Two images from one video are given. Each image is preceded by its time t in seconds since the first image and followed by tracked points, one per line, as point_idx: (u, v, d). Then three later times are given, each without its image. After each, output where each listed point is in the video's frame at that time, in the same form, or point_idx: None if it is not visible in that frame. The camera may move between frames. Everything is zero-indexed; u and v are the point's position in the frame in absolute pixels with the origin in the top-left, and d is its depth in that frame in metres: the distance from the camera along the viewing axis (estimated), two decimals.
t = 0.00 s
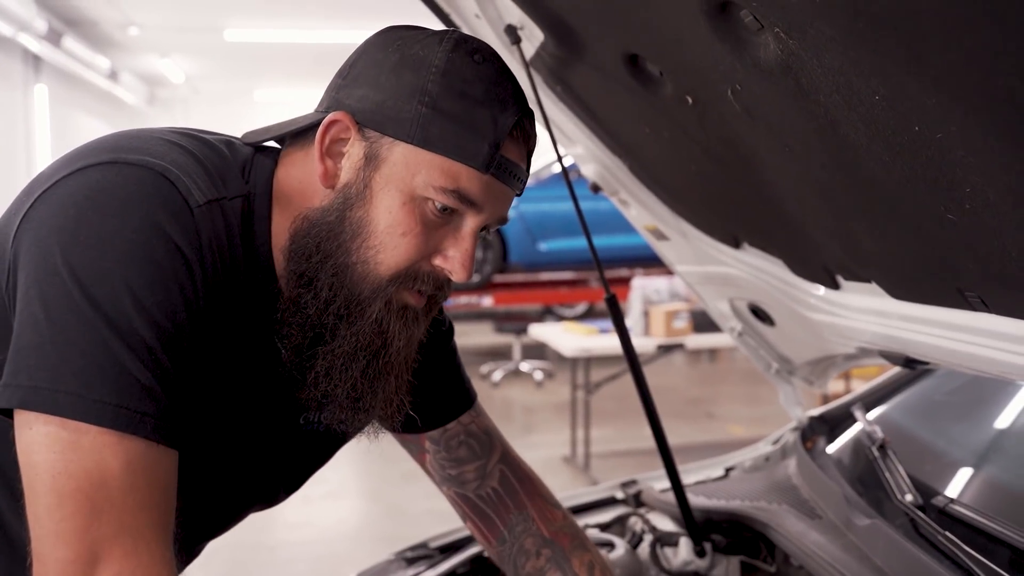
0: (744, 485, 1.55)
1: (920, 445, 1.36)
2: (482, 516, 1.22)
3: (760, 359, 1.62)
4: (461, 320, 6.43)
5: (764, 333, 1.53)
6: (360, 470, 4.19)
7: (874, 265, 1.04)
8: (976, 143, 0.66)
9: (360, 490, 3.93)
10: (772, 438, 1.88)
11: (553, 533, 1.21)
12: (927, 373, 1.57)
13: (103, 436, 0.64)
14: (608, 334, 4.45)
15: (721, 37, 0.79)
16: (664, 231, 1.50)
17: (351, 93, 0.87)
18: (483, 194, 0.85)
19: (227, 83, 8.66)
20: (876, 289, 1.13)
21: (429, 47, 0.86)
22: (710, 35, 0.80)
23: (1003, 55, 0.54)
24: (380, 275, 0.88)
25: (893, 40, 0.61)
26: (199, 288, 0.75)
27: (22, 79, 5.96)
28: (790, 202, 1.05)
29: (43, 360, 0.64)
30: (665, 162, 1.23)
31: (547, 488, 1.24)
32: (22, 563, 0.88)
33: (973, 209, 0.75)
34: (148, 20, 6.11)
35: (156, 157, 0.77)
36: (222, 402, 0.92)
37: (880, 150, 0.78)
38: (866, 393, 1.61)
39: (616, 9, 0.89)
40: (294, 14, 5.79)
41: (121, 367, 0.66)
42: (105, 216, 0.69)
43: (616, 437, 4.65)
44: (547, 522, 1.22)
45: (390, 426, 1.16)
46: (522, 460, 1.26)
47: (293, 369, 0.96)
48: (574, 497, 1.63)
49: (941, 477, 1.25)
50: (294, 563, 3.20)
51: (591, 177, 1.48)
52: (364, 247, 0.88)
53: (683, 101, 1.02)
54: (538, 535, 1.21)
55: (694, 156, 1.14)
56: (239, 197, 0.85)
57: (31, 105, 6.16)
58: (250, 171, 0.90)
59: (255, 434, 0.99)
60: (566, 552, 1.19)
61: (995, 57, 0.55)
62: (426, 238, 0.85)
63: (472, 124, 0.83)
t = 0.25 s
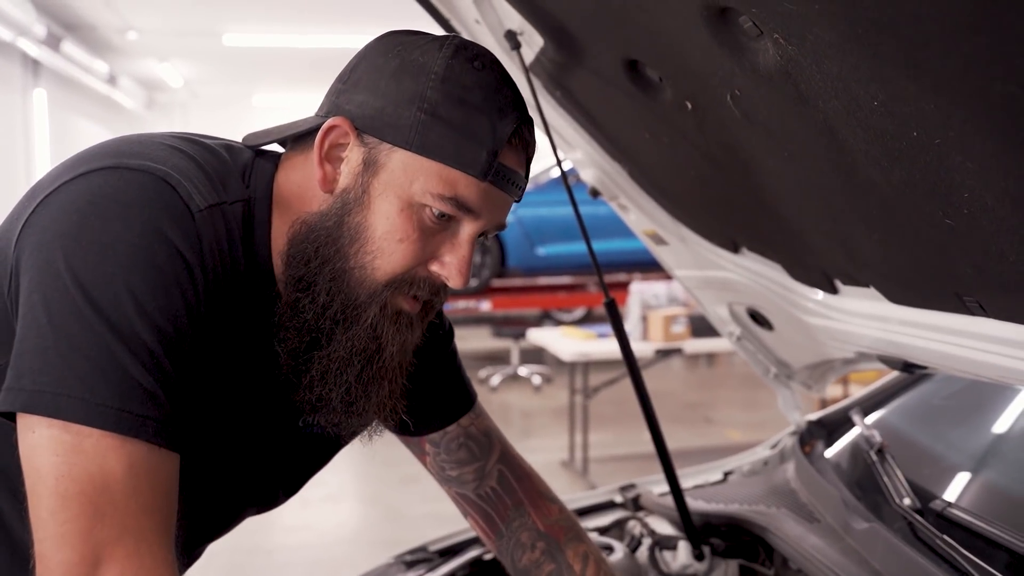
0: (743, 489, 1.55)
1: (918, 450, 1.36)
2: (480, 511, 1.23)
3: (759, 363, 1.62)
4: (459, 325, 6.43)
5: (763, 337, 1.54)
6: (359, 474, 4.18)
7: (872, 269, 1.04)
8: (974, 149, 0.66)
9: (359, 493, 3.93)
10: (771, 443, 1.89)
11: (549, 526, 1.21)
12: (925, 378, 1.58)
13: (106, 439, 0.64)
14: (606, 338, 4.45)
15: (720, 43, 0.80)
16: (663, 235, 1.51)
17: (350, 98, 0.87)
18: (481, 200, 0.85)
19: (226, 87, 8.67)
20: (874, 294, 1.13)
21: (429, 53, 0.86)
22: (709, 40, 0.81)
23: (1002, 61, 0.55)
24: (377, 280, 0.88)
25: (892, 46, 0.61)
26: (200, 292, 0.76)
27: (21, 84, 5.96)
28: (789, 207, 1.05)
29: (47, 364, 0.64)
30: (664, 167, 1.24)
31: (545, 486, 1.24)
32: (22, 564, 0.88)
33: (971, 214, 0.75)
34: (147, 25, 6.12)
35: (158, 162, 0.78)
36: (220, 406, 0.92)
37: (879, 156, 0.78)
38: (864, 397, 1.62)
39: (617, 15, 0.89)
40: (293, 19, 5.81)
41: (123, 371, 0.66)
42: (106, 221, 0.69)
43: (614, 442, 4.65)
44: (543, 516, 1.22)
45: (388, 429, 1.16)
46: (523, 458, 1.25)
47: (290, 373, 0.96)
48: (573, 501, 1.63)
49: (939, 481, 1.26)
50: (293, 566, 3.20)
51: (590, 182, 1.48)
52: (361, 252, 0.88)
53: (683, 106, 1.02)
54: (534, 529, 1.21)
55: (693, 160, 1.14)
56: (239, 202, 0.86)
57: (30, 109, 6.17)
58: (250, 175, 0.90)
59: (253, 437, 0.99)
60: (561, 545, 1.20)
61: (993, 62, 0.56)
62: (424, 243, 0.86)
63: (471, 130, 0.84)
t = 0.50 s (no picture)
0: (746, 489, 1.55)
1: (921, 449, 1.37)
2: (488, 516, 1.24)
3: (761, 363, 1.63)
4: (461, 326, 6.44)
5: (765, 337, 1.54)
6: (361, 475, 4.19)
7: (875, 269, 1.05)
8: (975, 148, 0.67)
9: (361, 494, 3.94)
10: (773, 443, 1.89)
11: (558, 532, 1.22)
12: (927, 377, 1.58)
13: (117, 438, 0.65)
14: (608, 339, 4.45)
15: (723, 44, 0.81)
16: (665, 236, 1.51)
17: (360, 104, 0.88)
18: (491, 207, 0.86)
19: (227, 89, 8.69)
20: (877, 293, 1.13)
21: (439, 61, 0.87)
22: (712, 41, 0.82)
23: (1003, 60, 0.55)
24: (389, 286, 0.90)
25: (894, 47, 0.62)
26: (209, 294, 0.76)
27: (23, 86, 5.98)
28: (791, 207, 1.06)
29: (59, 363, 0.65)
30: (667, 167, 1.24)
31: (551, 488, 1.25)
32: (32, 562, 0.89)
33: (972, 213, 0.76)
34: (149, 27, 6.14)
35: (167, 165, 0.79)
36: (236, 407, 0.94)
37: (881, 156, 0.79)
38: (866, 396, 1.62)
39: (620, 17, 0.90)
40: (294, 21, 5.82)
41: (133, 370, 0.67)
42: (117, 223, 0.70)
43: (616, 442, 4.66)
44: (552, 521, 1.23)
45: (394, 430, 1.17)
46: (528, 460, 1.26)
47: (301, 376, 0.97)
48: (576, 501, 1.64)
49: (941, 480, 1.26)
50: (296, 567, 3.21)
51: (592, 183, 1.49)
52: (374, 259, 0.89)
53: (685, 107, 1.03)
54: (543, 534, 1.22)
55: (695, 161, 1.15)
56: (248, 204, 0.86)
57: (32, 112, 6.19)
58: (257, 178, 0.90)
59: (263, 438, 1.00)
60: (571, 550, 1.20)
61: (994, 61, 0.56)
62: (436, 250, 0.87)
63: (482, 140, 0.84)
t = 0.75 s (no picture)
0: (749, 487, 1.56)
1: (923, 448, 1.37)
2: (495, 511, 1.24)
3: (763, 362, 1.63)
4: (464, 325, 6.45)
5: (767, 335, 1.55)
6: (364, 475, 4.20)
7: (877, 268, 1.05)
8: (976, 148, 0.67)
9: (364, 494, 3.94)
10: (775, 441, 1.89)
11: (564, 525, 1.22)
12: (929, 376, 1.58)
13: (125, 437, 0.66)
14: (611, 338, 4.46)
15: (725, 43, 0.81)
16: (668, 235, 1.52)
17: (368, 106, 0.88)
18: (497, 210, 0.87)
19: (229, 90, 8.70)
20: (879, 292, 1.14)
21: (447, 64, 0.87)
22: (715, 41, 0.82)
23: (1004, 58, 0.56)
24: (396, 288, 0.90)
25: (895, 45, 0.62)
26: (216, 293, 0.77)
27: (26, 87, 5.99)
28: (794, 207, 1.06)
29: (67, 362, 0.66)
30: (669, 166, 1.25)
31: (557, 484, 1.25)
32: (39, 559, 0.89)
33: (974, 211, 0.76)
34: (151, 28, 6.16)
35: (174, 165, 0.79)
36: (243, 407, 0.95)
37: (882, 154, 0.79)
38: (868, 395, 1.62)
39: (623, 17, 0.90)
40: (295, 21, 5.83)
41: (140, 370, 0.67)
42: (125, 223, 0.71)
43: (618, 442, 4.66)
44: (557, 514, 1.23)
45: (399, 430, 1.17)
46: (534, 457, 1.26)
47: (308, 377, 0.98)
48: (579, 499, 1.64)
49: (944, 478, 1.26)
50: (299, 567, 3.21)
51: (596, 182, 1.50)
52: (380, 261, 0.89)
53: (688, 106, 1.03)
54: (548, 527, 1.22)
55: (698, 161, 1.15)
56: (254, 204, 0.87)
57: (34, 113, 6.20)
58: (264, 179, 0.91)
59: (269, 437, 1.01)
60: (576, 542, 1.20)
61: (995, 59, 0.56)
62: (442, 253, 0.87)
63: (489, 143, 0.85)
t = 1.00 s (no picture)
0: (750, 488, 1.56)
1: (924, 448, 1.37)
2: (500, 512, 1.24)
3: (764, 363, 1.63)
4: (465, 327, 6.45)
5: (768, 336, 1.55)
6: (366, 476, 4.20)
7: (878, 269, 1.05)
8: (976, 149, 0.68)
9: (365, 495, 3.94)
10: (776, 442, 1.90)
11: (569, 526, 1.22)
12: (930, 376, 1.59)
13: (131, 437, 0.66)
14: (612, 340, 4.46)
15: (726, 45, 0.81)
16: (669, 236, 1.52)
17: (372, 108, 0.88)
18: (501, 213, 0.87)
19: (230, 91, 8.71)
20: (879, 292, 1.14)
21: (452, 67, 0.88)
22: (716, 43, 0.82)
23: (1005, 61, 0.56)
24: (399, 289, 0.91)
25: (895, 48, 0.63)
26: (222, 294, 0.77)
27: (27, 89, 6.00)
28: (795, 208, 1.06)
29: (74, 362, 0.66)
30: (671, 168, 1.25)
31: (559, 482, 1.26)
32: (45, 558, 0.90)
33: (975, 212, 0.76)
34: (152, 29, 6.16)
35: (181, 166, 0.80)
36: (247, 408, 0.95)
37: (883, 156, 0.80)
38: (868, 395, 1.63)
39: (624, 19, 0.91)
40: (296, 23, 5.83)
41: (148, 370, 0.68)
42: (131, 224, 0.71)
43: (619, 443, 4.66)
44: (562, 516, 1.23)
45: (403, 430, 1.18)
46: (536, 456, 1.26)
47: (312, 377, 0.98)
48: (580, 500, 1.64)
49: (944, 479, 1.27)
50: (298, 568, 3.21)
51: (597, 183, 1.50)
52: (384, 262, 0.90)
53: (689, 107, 1.03)
54: (551, 525, 1.23)
55: (699, 162, 1.16)
56: (259, 205, 0.87)
57: (36, 114, 6.20)
58: (268, 180, 0.91)
59: (273, 437, 1.01)
60: (579, 539, 1.21)
61: (996, 62, 0.57)
62: (445, 254, 0.88)
63: (493, 146, 0.85)
